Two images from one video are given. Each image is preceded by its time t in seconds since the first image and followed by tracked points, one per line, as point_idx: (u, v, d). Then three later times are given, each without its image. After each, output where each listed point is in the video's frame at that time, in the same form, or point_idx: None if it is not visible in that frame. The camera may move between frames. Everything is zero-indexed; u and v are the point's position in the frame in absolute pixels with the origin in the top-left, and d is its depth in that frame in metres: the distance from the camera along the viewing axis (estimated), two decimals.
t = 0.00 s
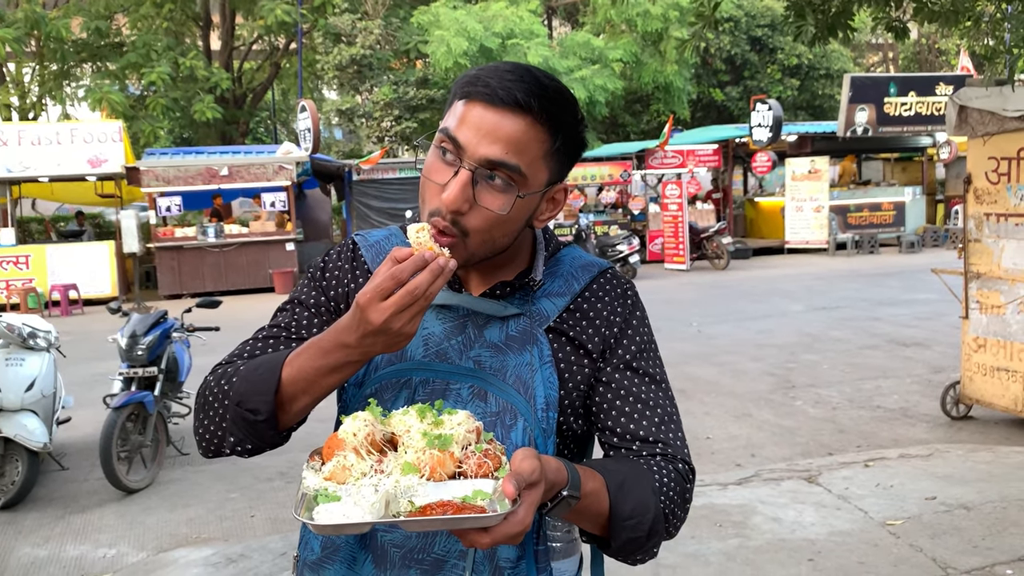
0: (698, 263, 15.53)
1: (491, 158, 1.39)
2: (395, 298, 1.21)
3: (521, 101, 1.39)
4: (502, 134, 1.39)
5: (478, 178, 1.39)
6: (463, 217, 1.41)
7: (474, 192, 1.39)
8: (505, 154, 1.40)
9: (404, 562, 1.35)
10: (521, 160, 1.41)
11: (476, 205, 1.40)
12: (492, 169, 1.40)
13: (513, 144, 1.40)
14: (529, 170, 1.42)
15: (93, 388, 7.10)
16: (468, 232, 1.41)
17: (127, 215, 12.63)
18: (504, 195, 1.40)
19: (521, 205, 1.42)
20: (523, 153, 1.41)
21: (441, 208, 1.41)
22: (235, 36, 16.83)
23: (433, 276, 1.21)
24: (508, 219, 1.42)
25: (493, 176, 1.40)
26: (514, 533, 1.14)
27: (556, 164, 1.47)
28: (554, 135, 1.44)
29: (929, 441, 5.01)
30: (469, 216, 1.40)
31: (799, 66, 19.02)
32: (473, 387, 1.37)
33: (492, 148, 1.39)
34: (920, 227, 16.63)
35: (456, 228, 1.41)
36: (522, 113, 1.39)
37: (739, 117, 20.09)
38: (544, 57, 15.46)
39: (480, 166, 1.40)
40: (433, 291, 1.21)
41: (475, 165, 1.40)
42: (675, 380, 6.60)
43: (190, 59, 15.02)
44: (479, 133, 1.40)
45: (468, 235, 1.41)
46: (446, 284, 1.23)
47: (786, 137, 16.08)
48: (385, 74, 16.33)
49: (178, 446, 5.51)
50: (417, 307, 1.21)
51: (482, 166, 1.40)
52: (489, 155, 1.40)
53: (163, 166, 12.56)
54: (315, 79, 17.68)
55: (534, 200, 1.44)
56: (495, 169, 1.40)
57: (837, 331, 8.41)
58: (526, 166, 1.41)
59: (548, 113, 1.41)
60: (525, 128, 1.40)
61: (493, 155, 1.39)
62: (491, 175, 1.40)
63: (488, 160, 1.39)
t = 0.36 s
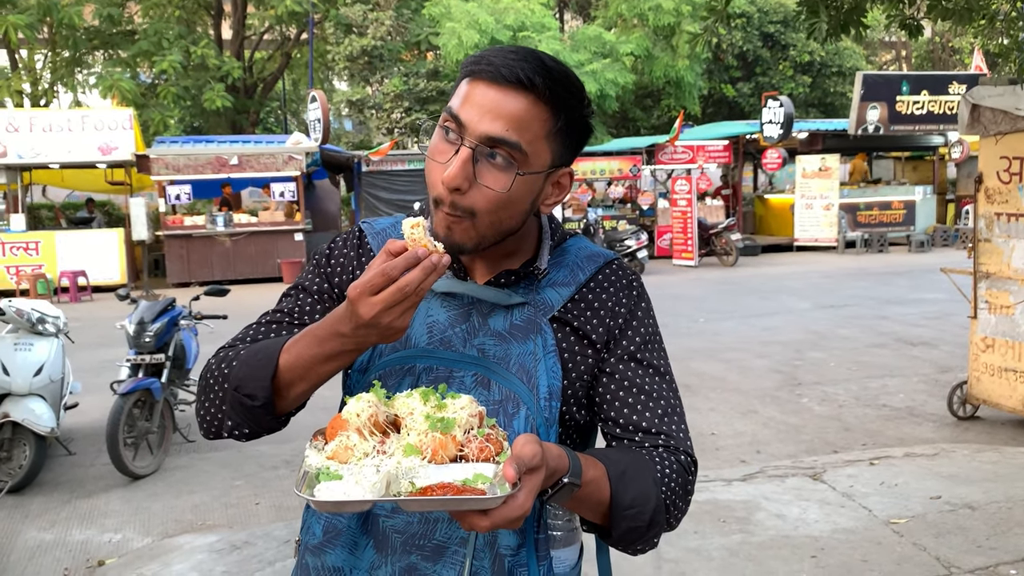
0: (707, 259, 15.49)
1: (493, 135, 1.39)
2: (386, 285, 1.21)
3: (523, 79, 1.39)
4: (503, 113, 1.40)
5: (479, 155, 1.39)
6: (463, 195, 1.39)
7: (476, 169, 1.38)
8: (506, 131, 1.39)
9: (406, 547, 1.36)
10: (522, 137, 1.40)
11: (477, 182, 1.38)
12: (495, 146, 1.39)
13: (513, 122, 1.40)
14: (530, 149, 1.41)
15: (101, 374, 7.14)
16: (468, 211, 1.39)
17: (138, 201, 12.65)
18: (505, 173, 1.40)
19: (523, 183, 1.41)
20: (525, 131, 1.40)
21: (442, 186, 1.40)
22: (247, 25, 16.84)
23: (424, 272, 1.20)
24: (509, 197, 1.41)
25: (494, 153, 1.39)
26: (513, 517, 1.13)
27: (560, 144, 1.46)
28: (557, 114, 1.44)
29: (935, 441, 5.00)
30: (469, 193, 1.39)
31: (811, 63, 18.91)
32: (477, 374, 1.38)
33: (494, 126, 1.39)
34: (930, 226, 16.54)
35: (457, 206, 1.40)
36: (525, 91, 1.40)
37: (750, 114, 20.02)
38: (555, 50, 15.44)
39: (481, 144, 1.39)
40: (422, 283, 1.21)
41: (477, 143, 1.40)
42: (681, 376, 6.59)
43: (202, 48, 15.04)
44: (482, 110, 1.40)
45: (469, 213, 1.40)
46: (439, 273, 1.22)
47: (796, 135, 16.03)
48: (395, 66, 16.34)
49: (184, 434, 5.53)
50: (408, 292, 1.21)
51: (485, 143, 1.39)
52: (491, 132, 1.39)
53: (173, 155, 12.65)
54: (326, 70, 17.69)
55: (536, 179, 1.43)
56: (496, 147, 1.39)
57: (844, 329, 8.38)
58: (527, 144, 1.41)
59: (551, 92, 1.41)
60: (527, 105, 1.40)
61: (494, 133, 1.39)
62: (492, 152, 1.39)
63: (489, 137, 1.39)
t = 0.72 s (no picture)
0: (733, 263, 15.37)
1: (500, 134, 1.41)
2: (380, 292, 1.22)
3: (527, 77, 1.39)
4: (509, 111, 1.41)
5: (488, 154, 1.41)
6: (474, 194, 1.42)
7: (485, 168, 1.40)
8: (512, 129, 1.40)
9: (420, 539, 1.37)
10: (530, 134, 1.41)
11: (487, 181, 1.41)
12: (502, 144, 1.41)
13: (520, 119, 1.41)
14: (538, 146, 1.42)
15: (131, 368, 7.26)
16: (480, 208, 1.42)
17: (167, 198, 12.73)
18: (513, 170, 1.41)
19: (532, 179, 1.43)
20: (531, 128, 1.41)
21: (453, 184, 1.43)
22: (278, 26, 17.05)
23: (417, 279, 1.20)
24: (519, 193, 1.42)
25: (502, 151, 1.41)
26: (525, 509, 1.15)
27: (568, 137, 1.47)
28: (564, 109, 1.44)
29: (961, 450, 4.92)
30: (481, 189, 1.41)
31: (842, 67, 18.72)
32: (491, 370, 1.39)
33: (501, 124, 1.41)
34: (960, 233, 16.27)
35: (469, 205, 1.42)
36: (530, 89, 1.40)
37: (779, 118, 19.85)
38: (583, 52, 15.45)
39: (489, 142, 1.41)
40: (417, 291, 1.21)
41: (484, 142, 1.41)
42: (704, 380, 6.56)
43: (233, 48, 15.25)
44: (488, 111, 1.42)
45: (481, 211, 1.42)
46: (435, 278, 1.22)
47: (825, 140, 15.89)
48: (425, 67, 16.35)
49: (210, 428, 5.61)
50: (404, 298, 1.21)
51: (493, 142, 1.41)
52: (497, 132, 1.41)
53: (204, 153, 12.76)
54: (356, 71, 17.82)
55: (546, 175, 1.44)
56: (504, 145, 1.41)
57: (871, 336, 8.28)
58: (535, 141, 1.42)
59: (556, 89, 1.41)
60: (532, 103, 1.41)
61: (501, 131, 1.41)
62: (500, 150, 1.41)
63: (496, 136, 1.41)
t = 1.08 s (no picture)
0: (770, 272, 15.18)
1: (518, 127, 1.42)
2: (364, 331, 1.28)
3: (539, 71, 1.41)
4: (526, 104, 1.43)
5: (508, 148, 1.42)
6: (498, 188, 1.43)
7: (506, 161, 1.42)
8: (529, 121, 1.42)
9: (442, 541, 1.38)
10: (546, 124, 1.43)
11: (508, 174, 1.42)
12: (520, 137, 1.42)
13: (536, 112, 1.43)
14: (555, 136, 1.43)
15: (170, 373, 7.40)
16: (504, 202, 1.43)
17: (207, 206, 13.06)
18: (534, 161, 1.42)
19: (554, 168, 1.43)
20: (547, 119, 1.43)
21: (478, 183, 1.44)
22: (317, 36, 17.29)
23: (396, 324, 1.26)
24: (542, 183, 1.43)
25: (521, 144, 1.42)
26: (547, 506, 1.14)
27: (586, 128, 1.48)
28: (579, 100, 1.46)
29: (1004, 464, 4.79)
30: (504, 184, 1.42)
31: (882, 74, 18.45)
32: (512, 374, 1.38)
33: (518, 118, 1.42)
34: (1005, 242, 15.89)
35: (492, 200, 1.43)
36: (544, 81, 1.42)
37: (818, 125, 19.59)
38: (618, 60, 15.46)
39: (508, 136, 1.43)
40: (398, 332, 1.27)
41: (503, 137, 1.43)
42: (739, 390, 6.48)
43: (273, 58, 15.51)
44: (505, 107, 1.44)
45: (505, 205, 1.43)
46: (418, 321, 1.27)
47: (864, 148, 15.67)
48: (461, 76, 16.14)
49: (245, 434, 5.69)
50: (380, 342, 1.28)
51: (511, 135, 1.43)
52: (516, 124, 1.42)
53: (244, 161, 12.96)
54: (392, 80, 17.98)
55: (566, 164, 1.45)
56: (522, 138, 1.42)
57: (911, 346, 8.12)
58: (552, 130, 1.43)
59: (568, 79, 1.43)
60: (547, 95, 1.43)
61: (519, 124, 1.42)
62: (520, 143, 1.42)
63: (514, 129, 1.42)
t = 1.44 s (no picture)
0: (802, 276, 14.98)
1: (522, 135, 1.43)
2: (355, 336, 1.35)
3: (542, 77, 1.42)
4: (530, 112, 1.43)
5: (513, 156, 1.44)
6: (504, 195, 1.45)
7: (511, 169, 1.43)
8: (533, 128, 1.43)
9: (451, 539, 1.38)
10: (550, 131, 1.43)
11: (515, 182, 1.43)
12: (525, 145, 1.43)
13: (540, 119, 1.43)
14: (560, 141, 1.44)
15: (200, 376, 7.50)
16: (511, 209, 1.45)
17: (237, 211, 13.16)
18: (540, 168, 1.43)
19: (559, 173, 1.45)
20: (551, 125, 1.43)
21: (485, 189, 1.46)
22: (347, 41, 17.47)
23: (389, 328, 1.32)
24: (548, 188, 1.44)
25: (526, 151, 1.43)
26: (549, 499, 1.14)
27: (589, 130, 1.48)
28: (582, 104, 1.46)
29: None
30: (511, 191, 1.44)
31: (916, 75, 18.17)
32: (521, 375, 1.37)
33: (522, 125, 1.43)
34: None
35: (500, 207, 1.46)
36: (547, 89, 1.43)
37: (851, 127, 19.33)
38: (647, 63, 15.52)
39: (513, 144, 1.44)
40: (390, 338, 1.33)
41: (508, 145, 1.44)
42: (768, 396, 6.40)
43: (304, 64, 15.69)
44: (509, 114, 1.44)
45: (512, 211, 1.45)
46: (412, 326, 1.33)
47: (898, 150, 15.43)
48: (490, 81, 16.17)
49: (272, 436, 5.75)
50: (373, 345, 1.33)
51: (516, 143, 1.44)
52: (521, 132, 1.43)
53: (274, 166, 13.13)
54: (422, 85, 18.09)
55: (571, 168, 1.46)
56: (527, 145, 1.43)
57: (945, 352, 7.96)
58: (556, 136, 1.44)
59: (570, 84, 1.44)
60: (549, 102, 1.43)
61: (523, 132, 1.43)
62: (524, 150, 1.43)
63: (519, 137, 1.43)
